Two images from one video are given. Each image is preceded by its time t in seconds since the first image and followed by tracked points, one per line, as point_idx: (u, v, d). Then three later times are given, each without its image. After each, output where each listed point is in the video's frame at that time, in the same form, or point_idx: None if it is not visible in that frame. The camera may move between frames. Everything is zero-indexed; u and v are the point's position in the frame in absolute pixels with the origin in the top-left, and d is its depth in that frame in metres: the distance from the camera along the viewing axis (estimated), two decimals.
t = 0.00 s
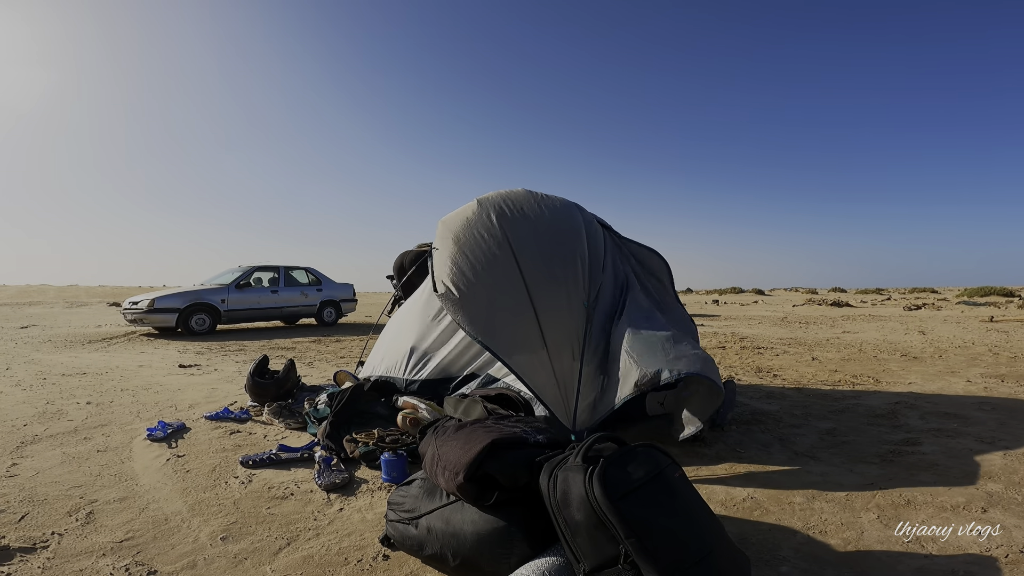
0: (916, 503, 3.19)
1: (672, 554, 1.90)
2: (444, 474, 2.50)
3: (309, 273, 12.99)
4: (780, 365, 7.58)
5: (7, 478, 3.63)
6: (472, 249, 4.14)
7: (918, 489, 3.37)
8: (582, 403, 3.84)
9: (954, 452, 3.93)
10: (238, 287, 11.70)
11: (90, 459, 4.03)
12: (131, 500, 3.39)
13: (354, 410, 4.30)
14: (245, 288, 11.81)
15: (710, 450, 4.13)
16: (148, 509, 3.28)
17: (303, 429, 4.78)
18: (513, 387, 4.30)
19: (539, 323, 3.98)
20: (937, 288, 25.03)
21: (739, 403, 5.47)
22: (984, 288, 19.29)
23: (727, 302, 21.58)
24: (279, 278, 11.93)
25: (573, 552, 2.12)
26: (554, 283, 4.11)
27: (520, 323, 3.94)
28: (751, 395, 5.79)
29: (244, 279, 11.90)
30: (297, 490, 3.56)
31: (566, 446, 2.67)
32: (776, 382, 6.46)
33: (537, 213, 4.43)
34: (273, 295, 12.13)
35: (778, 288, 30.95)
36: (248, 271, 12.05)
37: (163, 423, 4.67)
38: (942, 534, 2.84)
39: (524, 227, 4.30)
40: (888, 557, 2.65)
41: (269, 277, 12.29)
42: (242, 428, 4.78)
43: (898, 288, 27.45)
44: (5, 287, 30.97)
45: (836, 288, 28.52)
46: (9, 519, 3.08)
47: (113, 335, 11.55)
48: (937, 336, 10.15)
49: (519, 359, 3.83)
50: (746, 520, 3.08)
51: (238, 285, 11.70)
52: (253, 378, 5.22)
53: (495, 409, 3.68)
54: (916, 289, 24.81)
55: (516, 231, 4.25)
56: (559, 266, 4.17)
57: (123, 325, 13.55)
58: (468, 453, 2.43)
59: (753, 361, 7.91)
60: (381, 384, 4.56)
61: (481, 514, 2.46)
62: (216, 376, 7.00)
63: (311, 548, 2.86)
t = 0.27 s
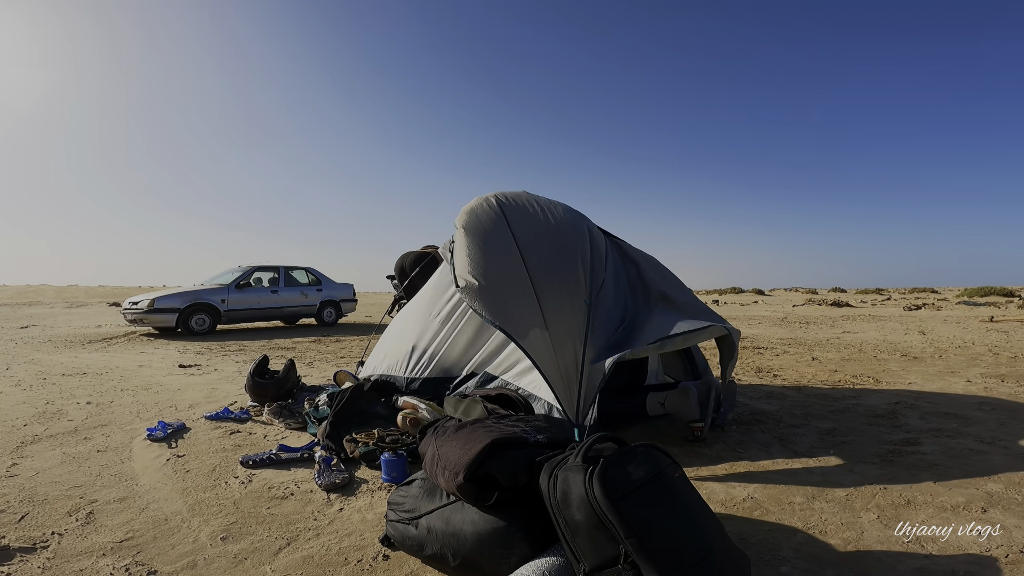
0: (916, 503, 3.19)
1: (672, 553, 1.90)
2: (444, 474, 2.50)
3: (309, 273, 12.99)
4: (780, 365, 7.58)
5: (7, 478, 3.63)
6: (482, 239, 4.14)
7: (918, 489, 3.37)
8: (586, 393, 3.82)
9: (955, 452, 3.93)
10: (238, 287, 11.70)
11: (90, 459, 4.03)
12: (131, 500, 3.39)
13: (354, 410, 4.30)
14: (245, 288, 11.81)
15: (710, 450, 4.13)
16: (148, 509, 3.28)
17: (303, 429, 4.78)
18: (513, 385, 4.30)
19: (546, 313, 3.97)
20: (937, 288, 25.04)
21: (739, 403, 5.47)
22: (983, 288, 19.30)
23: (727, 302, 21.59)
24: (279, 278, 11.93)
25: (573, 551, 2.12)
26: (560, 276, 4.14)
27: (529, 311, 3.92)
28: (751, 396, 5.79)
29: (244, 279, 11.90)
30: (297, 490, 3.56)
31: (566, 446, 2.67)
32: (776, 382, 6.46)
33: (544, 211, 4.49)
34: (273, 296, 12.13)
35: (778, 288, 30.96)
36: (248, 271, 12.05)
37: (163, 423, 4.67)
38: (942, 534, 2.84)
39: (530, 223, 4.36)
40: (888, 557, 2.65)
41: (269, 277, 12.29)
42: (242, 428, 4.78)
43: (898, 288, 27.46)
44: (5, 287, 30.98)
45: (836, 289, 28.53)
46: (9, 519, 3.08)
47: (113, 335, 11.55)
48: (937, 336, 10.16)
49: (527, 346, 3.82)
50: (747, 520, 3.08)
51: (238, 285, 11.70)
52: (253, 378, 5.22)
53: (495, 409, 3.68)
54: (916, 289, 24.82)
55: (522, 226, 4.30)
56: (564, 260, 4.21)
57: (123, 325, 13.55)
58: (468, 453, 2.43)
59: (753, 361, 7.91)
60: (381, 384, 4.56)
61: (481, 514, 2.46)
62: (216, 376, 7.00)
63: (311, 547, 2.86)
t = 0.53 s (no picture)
0: (916, 503, 3.19)
1: (672, 553, 1.90)
2: (444, 474, 2.50)
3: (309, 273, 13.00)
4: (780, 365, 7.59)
5: (6, 478, 3.63)
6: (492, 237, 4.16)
7: (918, 489, 3.38)
8: (592, 391, 3.81)
9: (954, 452, 3.94)
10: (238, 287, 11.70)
11: (90, 459, 4.03)
12: (131, 500, 3.39)
13: (354, 410, 4.30)
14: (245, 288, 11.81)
15: (710, 450, 4.13)
16: (148, 509, 3.28)
17: (303, 429, 4.78)
18: (513, 385, 4.30)
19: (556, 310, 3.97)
20: (937, 288, 25.06)
21: (739, 403, 5.47)
22: (983, 288, 19.31)
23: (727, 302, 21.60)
24: (279, 278, 11.93)
25: (573, 551, 2.12)
26: (568, 273, 4.14)
27: (541, 306, 3.90)
28: (751, 396, 5.80)
29: (244, 279, 11.90)
30: (297, 490, 3.56)
31: (566, 446, 2.67)
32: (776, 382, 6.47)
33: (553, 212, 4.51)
34: (273, 295, 12.13)
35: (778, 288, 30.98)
36: (248, 271, 12.05)
37: (163, 423, 4.67)
38: (942, 534, 2.84)
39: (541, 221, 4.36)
40: (888, 557, 2.65)
41: (269, 277, 12.29)
42: (242, 428, 4.78)
43: (898, 288, 27.48)
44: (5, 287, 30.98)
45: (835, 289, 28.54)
46: (9, 519, 3.08)
47: (113, 335, 11.55)
48: (937, 336, 10.17)
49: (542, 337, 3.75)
50: (746, 520, 3.08)
51: (238, 285, 11.69)
52: (253, 378, 5.22)
53: (495, 409, 3.68)
54: (916, 289, 24.84)
55: (533, 226, 4.31)
56: (573, 259, 4.22)
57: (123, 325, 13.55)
58: (468, 453, 2.43)
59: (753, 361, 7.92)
60: (381, 384, 4.56)
61: (481, 514, 2.47)
62: (216, 376, 7.00)
63: (311, 547, 2.86)
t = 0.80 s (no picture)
0: (916, 503, 3.19)
1: (673, 553, 1.90)
2: (444, 474, 2.50)
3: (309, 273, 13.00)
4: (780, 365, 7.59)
5: (6, 478, 3.62)
6: (503, 232, 4.17)
7: (918, 489, 3.38)
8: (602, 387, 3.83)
9: (955, 452, 3.94)
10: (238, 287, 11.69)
11: (90, 459, 4.03)
12: (131, 500, 3.39)
13: (354, 410, 4.30)
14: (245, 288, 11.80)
15: (710, 450, 4.13)
16: (148, 509, 3.28)
17: (303, 429, 4.78)
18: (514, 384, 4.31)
19: (570, 305, 3.94)
20: (937, 288, 25.08)
21: (739, 403, 5.48)
22: (983, 288, 19.32)
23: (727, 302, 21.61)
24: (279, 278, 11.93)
25: (573, 552, 2.12)
26: (580, 268, 4.14)
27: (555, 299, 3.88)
28: (751, 395, 5.80)
29: (244, 279, 11.90)
30: (297, 490, 3.56)
31: (566, 446, 2.67)
32: (776, 382, 6.47)
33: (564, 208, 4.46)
34: (273, 295, 12.13)
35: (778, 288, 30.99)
36: (248, 271, 12.05)
37: (163, 423, 4.66)
38: (942, 534, 2.84)
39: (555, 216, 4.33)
40: (889, 557, 2.65)
41: (269, 276, 12.29)
42: (241, 428, 4.77)
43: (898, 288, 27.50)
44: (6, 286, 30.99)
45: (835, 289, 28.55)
46: (9, 519, 3.08)
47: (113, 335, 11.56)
48: (937, 336, 10.18)
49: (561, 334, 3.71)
50: (747, 520, 3.08)
51: (238, 285, 11.69)
52: (253, 378, 5.22)
53: (495, 409, 3.68)
54: (916, 289, 24.86)
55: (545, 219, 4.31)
56: (584, 255, 4.21)
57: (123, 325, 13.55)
58: (468, 453, 2.43)
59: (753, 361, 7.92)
60: (381, 384, 4.56)
61: (481, 514, 2.46)
62: (216, 376, 7.00)
63: (311, 547, 2.86)
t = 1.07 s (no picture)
0: (916, 503, 3.19)
1: (673, 553, 1.91)
2: (444, 474, 2.50)
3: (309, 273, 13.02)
4: (780, 366, 7.60)
5: (7, 478, 3.63)
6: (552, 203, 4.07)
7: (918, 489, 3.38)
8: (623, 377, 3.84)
9: (955, 452, 3.94)
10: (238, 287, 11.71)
11: (90, 459, 4.04)
12: (131, 501, 3.39)
13: (355, 410, 4.30)
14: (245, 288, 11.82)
15: (710, 450, 4.14)
16: (148, 509, 3.29)
17: (303, 430, 4.79)
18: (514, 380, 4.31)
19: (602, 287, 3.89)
20: (937, 288, 25.11)
21: (739, 403, 5.48)
22: (983, 288, 19.35)
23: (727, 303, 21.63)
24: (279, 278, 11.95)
25: (573, 552, 2.12)
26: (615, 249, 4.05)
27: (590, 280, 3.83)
28: (751, 396, 5.81)
29: (245, 279, 11.91)
30: (297, 490, 3.56)
31: (566, 446, 2.67)
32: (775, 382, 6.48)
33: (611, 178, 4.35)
34: (274, 296, 12.14)
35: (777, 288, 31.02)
36: (248, 272, 12.07)
37: (163, 424, 4.67)
38: (942, 534, 2.85)
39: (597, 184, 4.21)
40: (888, 557, 2.66)
41: (269, 277, 12.31)
42: (242, 429, 4.78)
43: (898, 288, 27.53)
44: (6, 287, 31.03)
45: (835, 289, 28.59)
46: (9, 520, 3.09)
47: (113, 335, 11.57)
48: (937, 336, 10.20)
49: (605, 320, 3.72)
50: (747, 520, 3.08)
51: (238, 285, 11.71)
52: (253, 378, 5.23)
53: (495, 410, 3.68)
54: (916, 289, 24.90)
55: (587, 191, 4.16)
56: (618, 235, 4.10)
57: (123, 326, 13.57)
58: (468, 453, 2.43)
59: (753, 361, 7.94)
60: (381, 385, 4.57)
61: (481, 514, 2.47)
62: (216, 376, 7.01)
63: (311, 548, 2.86)
